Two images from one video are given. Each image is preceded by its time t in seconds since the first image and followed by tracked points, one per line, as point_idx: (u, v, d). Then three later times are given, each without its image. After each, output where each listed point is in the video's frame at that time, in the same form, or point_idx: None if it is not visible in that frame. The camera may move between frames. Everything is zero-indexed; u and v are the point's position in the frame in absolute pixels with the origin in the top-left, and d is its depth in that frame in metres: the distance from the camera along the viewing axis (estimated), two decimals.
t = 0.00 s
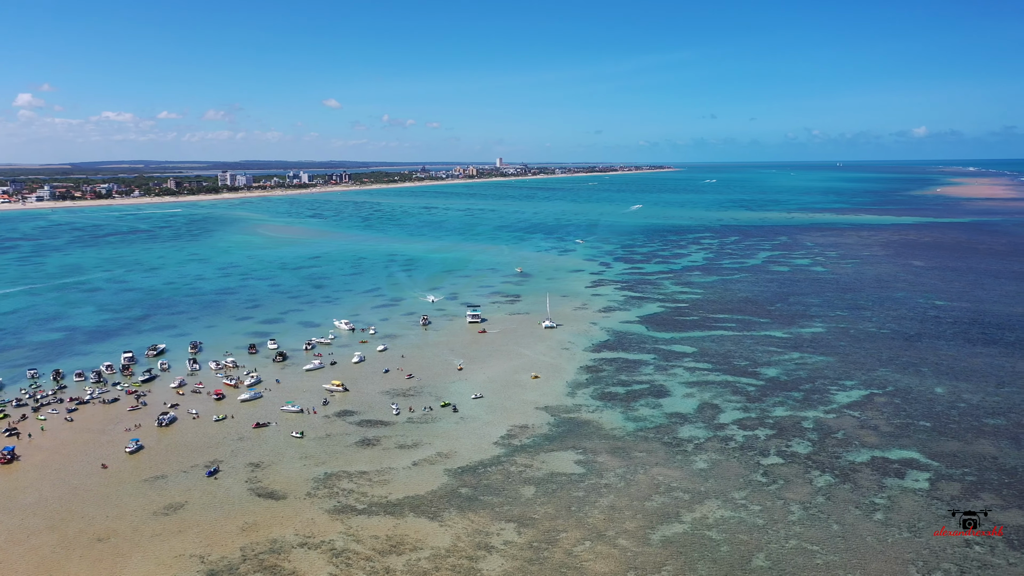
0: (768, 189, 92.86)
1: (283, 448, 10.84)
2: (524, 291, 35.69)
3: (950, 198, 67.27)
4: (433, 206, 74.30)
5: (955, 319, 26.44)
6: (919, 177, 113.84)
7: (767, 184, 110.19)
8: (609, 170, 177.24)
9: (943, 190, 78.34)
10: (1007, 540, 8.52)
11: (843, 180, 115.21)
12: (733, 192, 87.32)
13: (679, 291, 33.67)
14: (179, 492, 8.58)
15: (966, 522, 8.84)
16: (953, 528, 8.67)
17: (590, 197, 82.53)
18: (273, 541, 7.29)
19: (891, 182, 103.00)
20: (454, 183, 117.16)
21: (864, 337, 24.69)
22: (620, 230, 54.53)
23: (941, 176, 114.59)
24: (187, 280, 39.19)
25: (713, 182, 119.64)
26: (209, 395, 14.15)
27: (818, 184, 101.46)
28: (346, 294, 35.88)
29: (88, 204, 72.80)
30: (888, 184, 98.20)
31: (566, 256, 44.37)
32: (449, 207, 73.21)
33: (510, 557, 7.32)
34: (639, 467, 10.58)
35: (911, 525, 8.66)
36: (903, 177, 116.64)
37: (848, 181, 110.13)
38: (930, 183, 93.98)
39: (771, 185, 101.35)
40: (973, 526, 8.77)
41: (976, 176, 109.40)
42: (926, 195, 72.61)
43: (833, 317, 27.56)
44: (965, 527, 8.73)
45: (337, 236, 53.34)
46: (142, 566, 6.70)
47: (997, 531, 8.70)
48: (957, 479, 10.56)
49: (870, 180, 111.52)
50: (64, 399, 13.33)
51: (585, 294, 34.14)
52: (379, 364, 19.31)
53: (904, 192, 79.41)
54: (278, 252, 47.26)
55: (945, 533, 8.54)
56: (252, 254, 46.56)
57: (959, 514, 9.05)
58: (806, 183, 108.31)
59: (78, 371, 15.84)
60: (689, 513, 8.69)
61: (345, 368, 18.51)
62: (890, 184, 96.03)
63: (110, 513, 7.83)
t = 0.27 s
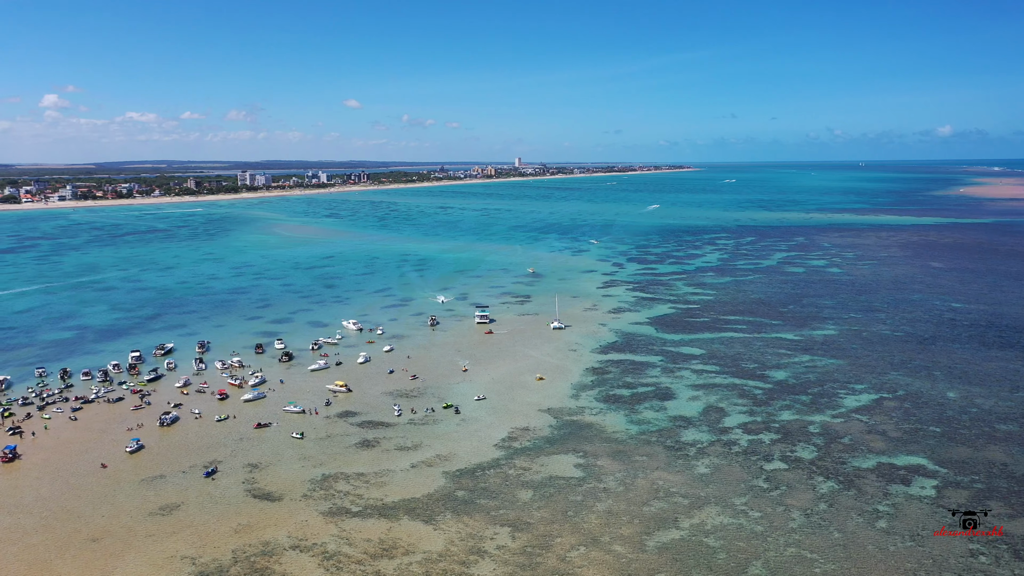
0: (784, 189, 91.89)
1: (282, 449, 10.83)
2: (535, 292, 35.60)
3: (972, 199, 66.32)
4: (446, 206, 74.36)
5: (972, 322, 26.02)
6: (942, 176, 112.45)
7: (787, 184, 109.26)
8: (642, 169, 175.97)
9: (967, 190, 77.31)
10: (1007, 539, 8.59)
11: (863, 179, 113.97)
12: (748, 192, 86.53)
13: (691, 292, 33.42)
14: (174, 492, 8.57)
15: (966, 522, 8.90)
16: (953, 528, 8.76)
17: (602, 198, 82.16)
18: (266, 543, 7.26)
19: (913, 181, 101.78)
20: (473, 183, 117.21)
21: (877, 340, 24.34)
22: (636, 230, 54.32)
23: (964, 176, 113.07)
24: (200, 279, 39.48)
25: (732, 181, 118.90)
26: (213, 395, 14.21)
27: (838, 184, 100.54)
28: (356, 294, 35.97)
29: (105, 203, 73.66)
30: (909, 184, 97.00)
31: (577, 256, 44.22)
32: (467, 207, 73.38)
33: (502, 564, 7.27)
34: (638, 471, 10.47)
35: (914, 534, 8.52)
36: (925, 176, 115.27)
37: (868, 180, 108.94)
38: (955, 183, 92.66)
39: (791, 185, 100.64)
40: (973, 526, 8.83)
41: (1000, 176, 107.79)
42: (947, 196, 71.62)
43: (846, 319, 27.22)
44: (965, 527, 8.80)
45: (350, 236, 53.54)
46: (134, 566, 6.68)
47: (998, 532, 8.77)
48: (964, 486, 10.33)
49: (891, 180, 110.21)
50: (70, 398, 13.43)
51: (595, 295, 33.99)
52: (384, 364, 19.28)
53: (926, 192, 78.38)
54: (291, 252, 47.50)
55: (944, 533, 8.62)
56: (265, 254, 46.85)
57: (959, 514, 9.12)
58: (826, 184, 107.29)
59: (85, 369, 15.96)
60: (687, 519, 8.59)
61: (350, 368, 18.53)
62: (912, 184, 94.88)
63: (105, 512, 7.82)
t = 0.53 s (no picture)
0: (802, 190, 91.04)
1: (285, 450, 10.84)
2: (547, 292, 35.50)
3: (996, 199, 65.32)
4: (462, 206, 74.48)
5: (990, 325, 25.58)
6: (967, 176, 111.08)
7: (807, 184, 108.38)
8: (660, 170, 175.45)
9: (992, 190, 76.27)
10: (1008, 539, 8.66)
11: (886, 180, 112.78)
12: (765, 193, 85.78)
13: (704, 293, 33.16)
14: (174, 492, 8.58)
15: (966, 522, 8.97)
16: (953, 528, 8.84)
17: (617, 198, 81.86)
18: (262, 545, 7.24)
19: (937, 181, 100.57)
20: (490, 183, 117.40)
21: (892, 343, 23.99)
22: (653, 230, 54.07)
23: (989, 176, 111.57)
24: (214, 278, 39.81)
25: (752, 181, 118.15)
26: (220, 394, 14.27)
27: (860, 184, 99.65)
28: (368, 294, 36.08)
29: (124, 203, 74.48)
30: (933, 183, 95.81)
31: (589, 257, 44.04)
32: (484, 206, 73.55)
33: (498, 569, 7.22)
34: (641, 475, 10.36)
35: (921, 544, 8.38)
36: (950, 176, 113.92)
37: (891, 181, 107.75)
38: (980, 183, 91.44)
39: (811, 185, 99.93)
40: (974, 526, 8.90)
41: None
42: (971, 196, 70.60)
43: (861, 321, 26.87)
44: (966, 528, 8.87)
45: (364, 236, 53.75)
46: (131, 567, 6.67)
47: (998, 532, 8.82)
48: (975, 494, 10.10)
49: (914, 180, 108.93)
50: (78, 396, 13.54)
51: (608, 296, 33.86)
52: (391, 365, 19.27)
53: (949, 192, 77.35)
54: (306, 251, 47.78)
55: (944, 533, 8.70)
56: (279, 253, 47.16)
57: (959, 514, 9.19)
58: (847, 184, 106.32)
59: (96, 368, 16.11)
60: (689, 525, 8.48)
61: (358, 368, 18.57)
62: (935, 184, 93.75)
63: (104, 511, 7.83)
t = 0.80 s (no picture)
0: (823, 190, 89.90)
1: (288, 450, 10.88)
2: (562, 293, 35.39)
3: None
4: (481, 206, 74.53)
5: (1012, 328, 25.08)
6: (996, 176, 109.40)
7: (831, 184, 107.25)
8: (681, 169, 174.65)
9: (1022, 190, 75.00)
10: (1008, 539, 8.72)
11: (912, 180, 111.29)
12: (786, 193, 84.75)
13: (720, 294, 32.87)
14: (174, 493, 8.61)
15: (966, 523, 9.03)
16: (953, 528, 8.90)
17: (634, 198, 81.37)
18: (258, 546, 7.24)
19: (965, 181, 99.12)
20: (510, 183, 117.45)
21: (910, 346, 23.58)
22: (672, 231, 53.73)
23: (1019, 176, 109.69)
24: (231, 277, 40.19)
25: (775, 181, 117.17)
26: (228, 394, 14.37)
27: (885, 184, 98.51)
28: (382, 294, 36.20)
29: (145, 203, 75.45)
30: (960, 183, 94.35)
31: (604, 257, 43.83)
32: (503, 206, 73.62)
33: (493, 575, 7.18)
34: (644, 479, 10.24)
35: (927, 554, 8.24)
36: (979, 176, 112.23)
37: (917, 181, 106.32)
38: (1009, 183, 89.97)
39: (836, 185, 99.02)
40: (973, 526, 8.96)
41: None
42: (1000, 196, 69.36)
43: (879, 324, 26.46)
44: (966, 528, 8.93)
45: (381, 236, 53.98)
46: (127, 567, 6.69)
47: (998, 532, 8.87)
48: (987, 503, 9.85)
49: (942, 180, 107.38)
50: (88, 395, 13.70)
51: (622, 297, 33.68)
52: (399, 366, 19.27)
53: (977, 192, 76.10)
54: (323, 251, 48.10)
55: (945, 534, 8.76)
56: (296, 253, 47.53)
57: (959, 514, 9.24)
58: (872, 183, 105.06)
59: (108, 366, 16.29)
60: (690, 531, 8.38)
61: (366, 368, 18.62)
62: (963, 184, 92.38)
63: (103, 511, 7.87)
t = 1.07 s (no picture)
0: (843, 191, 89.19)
1: (291, 450, 10.91)
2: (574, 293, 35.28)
3: None
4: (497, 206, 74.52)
5: None
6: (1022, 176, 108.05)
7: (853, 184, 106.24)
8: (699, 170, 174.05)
9: None
10: (1008, 539, 8.74)
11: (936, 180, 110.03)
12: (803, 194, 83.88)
13: (734, 296, 32.60)
14: (174, 492, 8.65)
15: (966, 522, 9.05)
16: (953, 528, 8.93)
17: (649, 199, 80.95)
18: (254, 547, 7.24)
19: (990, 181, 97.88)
20: (528, 183, 117.47)
21: (926, 349, 23.21)
22: (689, 231, 53.37)
23: None
24: (245, 276, 40.51)
25: (796, 181, 116.41)
26: (235, 393, 14.45)
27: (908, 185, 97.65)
28: (394, 293, 36.30)
29: (163, 203, 76.29)
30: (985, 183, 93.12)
31: (617, 258, 43.64)
32: (520, 206, 73.58)
33: None
34: (646, 483, 10.13)
35: (932, 563, 8.12)
36: (1005, 176, 110.92)
37: (942, 181, 105.01)
38: None
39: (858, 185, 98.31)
40: (973, 526, 8.98)
41: None
42: None
43: (894, 327, 26.09)
44: (966, 527, 8.95)
45: (396, 236, 54.15)
46: (123, 567, 6.72)
47: (998, 531, 8.91)
48: (997, 510, 9.62)
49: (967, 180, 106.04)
50: (97, 393, 13.83)
51: (635, 298, 33.52)
52: (407, 366, 19.27)
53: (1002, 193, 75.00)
54: (338, 251, 48.34)
55: (944, 534, 8.80)
56: (311, 252, 47.83)
57: (960, 514, 9.26)
58: (895, 183, 103.96)
59: (118, 365, 16.45)
60: (690, 537, 8.31)
61: (374, 368, 18.66)
62: (988, 184, 91.24)
63: (102, 510, 7.91)
